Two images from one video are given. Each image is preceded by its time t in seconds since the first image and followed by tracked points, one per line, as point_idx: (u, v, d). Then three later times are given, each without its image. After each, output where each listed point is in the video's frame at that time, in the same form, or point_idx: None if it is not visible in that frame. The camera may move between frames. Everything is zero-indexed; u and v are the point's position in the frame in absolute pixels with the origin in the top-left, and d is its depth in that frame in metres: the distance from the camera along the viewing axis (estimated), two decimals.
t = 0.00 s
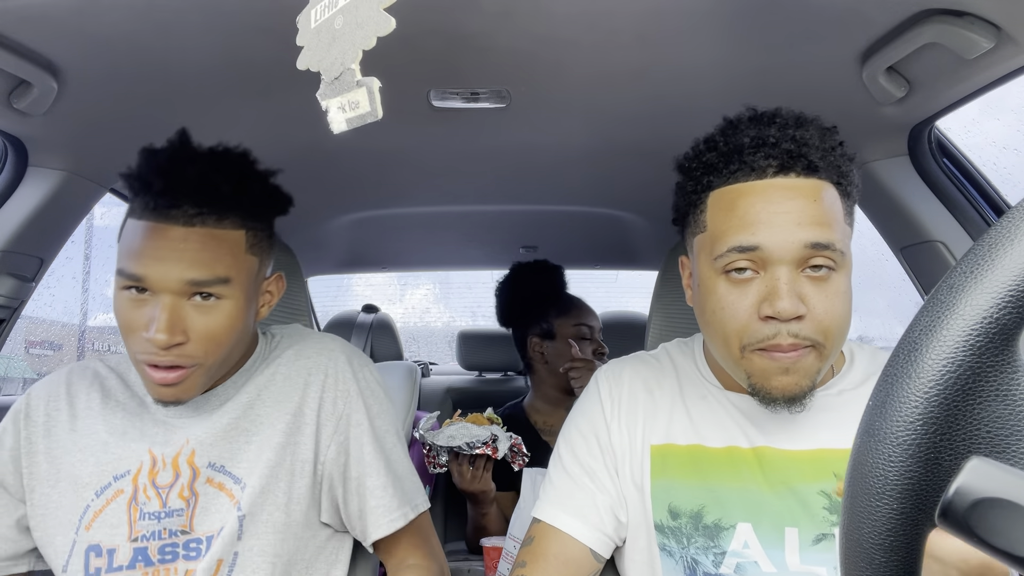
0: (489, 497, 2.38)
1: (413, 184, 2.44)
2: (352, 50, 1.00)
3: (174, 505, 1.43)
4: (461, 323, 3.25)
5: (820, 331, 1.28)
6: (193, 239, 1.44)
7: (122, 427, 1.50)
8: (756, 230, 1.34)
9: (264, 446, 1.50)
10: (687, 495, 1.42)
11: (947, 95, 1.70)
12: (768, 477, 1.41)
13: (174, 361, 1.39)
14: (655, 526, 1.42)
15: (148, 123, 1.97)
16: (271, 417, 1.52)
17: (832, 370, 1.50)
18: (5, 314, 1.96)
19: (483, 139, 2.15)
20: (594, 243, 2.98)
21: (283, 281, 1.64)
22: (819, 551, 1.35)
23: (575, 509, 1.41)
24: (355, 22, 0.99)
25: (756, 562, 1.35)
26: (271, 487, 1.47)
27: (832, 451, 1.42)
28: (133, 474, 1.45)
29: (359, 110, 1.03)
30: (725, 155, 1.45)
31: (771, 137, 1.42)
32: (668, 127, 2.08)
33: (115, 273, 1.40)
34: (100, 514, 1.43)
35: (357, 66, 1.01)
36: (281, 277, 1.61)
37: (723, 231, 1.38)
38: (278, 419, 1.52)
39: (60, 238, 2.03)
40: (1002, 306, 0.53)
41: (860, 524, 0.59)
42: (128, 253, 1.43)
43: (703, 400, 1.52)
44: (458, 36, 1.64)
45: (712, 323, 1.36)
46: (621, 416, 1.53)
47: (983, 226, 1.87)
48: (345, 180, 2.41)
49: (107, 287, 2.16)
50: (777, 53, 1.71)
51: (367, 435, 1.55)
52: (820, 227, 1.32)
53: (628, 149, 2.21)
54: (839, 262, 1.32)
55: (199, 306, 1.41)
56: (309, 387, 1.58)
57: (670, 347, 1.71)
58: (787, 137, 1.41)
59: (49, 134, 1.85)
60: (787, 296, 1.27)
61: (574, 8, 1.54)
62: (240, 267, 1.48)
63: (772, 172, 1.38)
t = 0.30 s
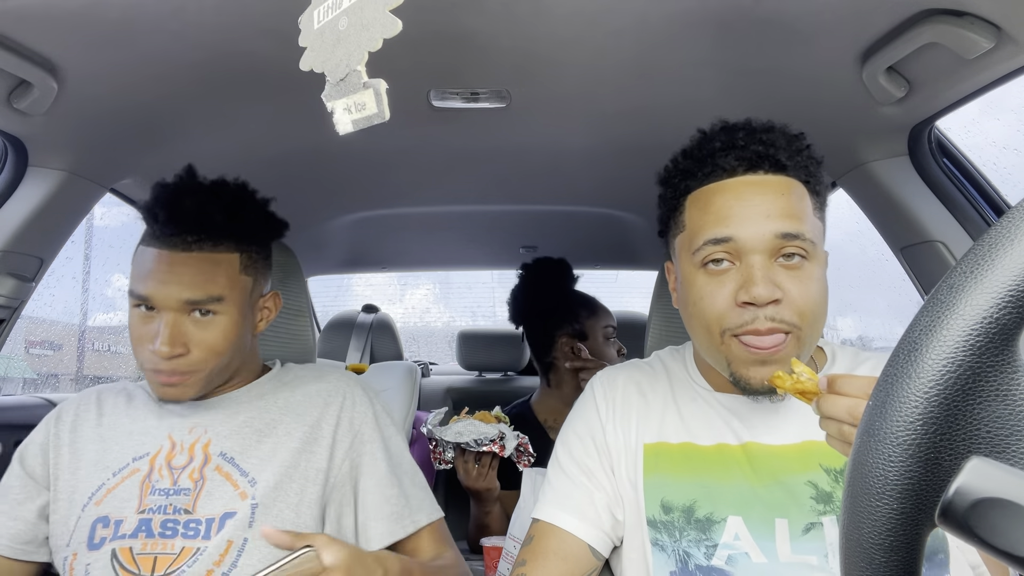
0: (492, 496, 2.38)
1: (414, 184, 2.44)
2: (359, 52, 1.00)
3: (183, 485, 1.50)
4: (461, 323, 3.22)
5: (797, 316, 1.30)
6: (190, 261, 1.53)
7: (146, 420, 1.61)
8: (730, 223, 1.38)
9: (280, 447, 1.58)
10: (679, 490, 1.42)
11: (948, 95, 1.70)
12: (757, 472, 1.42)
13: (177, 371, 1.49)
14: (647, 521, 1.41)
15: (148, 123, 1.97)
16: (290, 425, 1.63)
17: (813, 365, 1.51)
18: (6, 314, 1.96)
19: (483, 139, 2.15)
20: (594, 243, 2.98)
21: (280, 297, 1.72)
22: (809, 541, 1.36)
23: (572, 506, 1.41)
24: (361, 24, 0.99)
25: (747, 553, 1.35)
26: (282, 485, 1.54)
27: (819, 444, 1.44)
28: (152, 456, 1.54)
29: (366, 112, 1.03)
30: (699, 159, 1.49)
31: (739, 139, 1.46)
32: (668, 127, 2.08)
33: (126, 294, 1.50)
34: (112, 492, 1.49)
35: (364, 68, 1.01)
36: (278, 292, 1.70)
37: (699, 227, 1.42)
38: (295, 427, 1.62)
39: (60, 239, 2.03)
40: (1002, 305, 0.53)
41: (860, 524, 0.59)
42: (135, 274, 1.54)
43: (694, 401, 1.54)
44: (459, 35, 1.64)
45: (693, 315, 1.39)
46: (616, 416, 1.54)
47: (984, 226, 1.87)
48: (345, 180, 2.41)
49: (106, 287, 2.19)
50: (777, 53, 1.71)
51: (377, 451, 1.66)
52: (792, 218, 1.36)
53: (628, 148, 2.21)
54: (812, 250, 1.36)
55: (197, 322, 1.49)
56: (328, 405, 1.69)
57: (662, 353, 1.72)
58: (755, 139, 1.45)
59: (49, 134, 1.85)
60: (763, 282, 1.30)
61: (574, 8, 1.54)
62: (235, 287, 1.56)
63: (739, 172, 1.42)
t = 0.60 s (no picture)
0: (494, 497, 2.37)
1: (413, 184, 2.44)
2: (362, 54, 1.00)
3: (197, 492, 1.55)
4: (461, 323, 3.22)
5: (786, 303, 1.33)
6: (216, 244, 1.64)
7: (159, 421, 1.67)
8: (719, 216, 1.42)
9: (298, 463, 1.64)
10: (677, 486, 1.42)
11: (948, 95, 1.70)
12: (755, 468, 1.43)
13: (196, 352, 1.54)
14: (647, 518, 1.41)
15: (149, 123, 1.97)
16: (309, 441, 1.68)
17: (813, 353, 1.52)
18: (6, 314, 1.95)
19: (483, 139, 2.15)
20: (594, 243, 2.98)
21: (303, 294, 1.82)
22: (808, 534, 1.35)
23: (571, 505, 1.41)
24: (363, 26, 0.99)
25: (746, 548, 1.34)
26: (300, 501, 1.60)
27: (815, 439, 1.45)
28: (170, 464, 1.59)
29: (371, 114, 1.04)
30: (691, 160, 1.54)
31: (729, 138, 1.51)
32: (668, 127, 2.08)
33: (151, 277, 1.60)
34: (126, 493, 1.55)
35: (368, 71, 1.01)
36: (302, 288, 1.79)
37: (690, 222, 1.47)
38: (313, 442, 1.68)
39: (61, 238, 2.03)
40: (1002, 305, 0.53)
41: (860, 523, 0.59)
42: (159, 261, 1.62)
43: (691, 401, 1.55)
44: (460, 36, 1.64)
45: (685, 306, 1.42)
46: (616, 416, 1.54)
47: (984, 226, 1.86)
48: (345, 180, 2.41)
49: (106, 287, 2.23)
50: (777, 53, 1.71)
51: (398, 469, 1.73)
52: (780, 211, 1.40)
53: (628, 149, 2.21)
54: (799, 242, 1.39)
55: (220, 304, 1.58)
56: (347, 421, 1.75)
57: (661, 355, 1.73)
58: (744, 138, 1.50)
59: (49, 134, 1.85)
60: (751, 272, 1.34)
61: (575, 8, 1.54)
62: (258, 272, 1.66)
63: (728, 168, 1.47)
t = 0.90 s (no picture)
0: (494, 498, 2.37)
1: (413, 184, 2.44)
2: (363, 54, 1.00)
3: (210, 505, 1.56)
4: (461, 323, 3.22)
5: (831, 306, 1.38)
6: (269, 254, 1.63)
7: (169, 424, 1.66)
8: (770, 216, 1.45)
9: (315, 481, 1.65)
10: (677, 485, 1.42)
11: (948, 95, 1.70)
12: (753, 465, 1.44)
13: (238, 362, 1.54)
14: (647, 517, 1.41)
15: (149, 123, 1.97)
16: (325, 458, 1.69)
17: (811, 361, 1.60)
18: (5, 314, 1.95)
19: (484, 139, 2.15)
20: (594, 243, 2.98)
21: (334, 301, 1.85)
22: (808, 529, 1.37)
23: (571, 505, 1.41)
24: (364, 26, 0.99)
25: (747, 545, 1.34)
26: (314, 521, 1.61)
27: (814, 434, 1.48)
28: (181, 472, 1.59)
29: (371, 114, 1.03)
30: (732, 155, 1.58)
31: (774, 139, 1.57)
32: (668, 127, 2.08)
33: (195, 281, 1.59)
34: (136, 502, 1.55)
35: (368, 70, 1.01)
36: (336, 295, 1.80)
37: (738, 219, 1.49)
38: (328, 459, 1.69)
39: (61, 239, 2.03)
40: (1002, 305, 0.53)
41: (860, 524, 0.59)
42: (207, 267, 1.61)
43: (691, 400, 1.56)
44: (460, 36, 1.64)
45: (725, 301, 1.44)
46: (616, 416, 1.53)
47: (983, 226, 1.86)
48: (345, 180, 2.41)
49: (106, 287, 2.22)
50: (777, 53, 1.71)
51: (411, 488, 1.74)
52: (824, 216, 1.45)
53: (628, 149, 2.21)
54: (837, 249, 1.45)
55: (267, 315, 1.58)
56: (363, 438, 1.75)
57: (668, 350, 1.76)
58: (784, 141, 1.56)
59: (49, 134, 1.85)
60: (804, 273, 1.37)
61: (574, 8, 1.54)
62: (307, 286, 1.66)
63: (773, 167, 1.53)
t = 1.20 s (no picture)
0: (488, 494, 2.37)
1: (413, 184, 2.44)
2: (364, 54, 1.00)
3: (216, 505, 1.56)
4: (461, 323, 3.24)
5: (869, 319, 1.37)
6: (322, 267, 1.69)
7: (176, 424, 1.66)
8: (823, 220, 1.44)
9: (320, 481, 1.66)
10: (694, 487, 1.42)
11: (948, 95, 1.70)
12: (774, 466, 1.43)
13: (288, 371, 1.59)
14: (663, 520, 1.41)
15: (148, 123, 1.97)
16: (331, 459, 1.70)
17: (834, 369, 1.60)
18: (5, 314, 1.95)
19: (484, 139, 2.15)
20: (595, 243, 2.98)
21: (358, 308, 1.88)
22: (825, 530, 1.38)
23: (582, 507, 1.42)
24: (366, 26, 0.99)
25: (762, 549, 1.35)
26: (319, 521, 1.61)
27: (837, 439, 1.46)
28: (188, 472, 1.59)
29: (372, 114, 1.04)
30: (796, 150, 1.56)
31: (841, 142, 1.54)
32: (667, 127, 2.08)
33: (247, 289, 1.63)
34: (143, 501, 1.55)
35: (370, 71, 1.01)
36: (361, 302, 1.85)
37: (793, 218, 1.47)
38: (335, 460, 1.70)
39: (60, 239, 2.03)
40: (1002, 305, 0.53)
41: (860, 524, 0.59)
42: (261, 274, 1.67)
43: (708, 400, 1.55)
44: (459, 36, 1.64)
45: (764, 300, 1.44)
46: (629, 416, 1.54)
47: (984, 226, 1.86)
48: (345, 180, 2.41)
49: (106, 287, 2.24)
50: (777, 53, 1.71)
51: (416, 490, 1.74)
52: (877, 227, 1.43)
53: (628, 148, 2.21)
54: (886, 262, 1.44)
55: (316, 327, 1.63)
56: (369, 439, 1.76)
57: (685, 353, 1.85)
58: (849, 146, 1.54)
59: (49, 133, 1.85)
60: (849, 283, 1.37)
61: (574, 8, 1.54)
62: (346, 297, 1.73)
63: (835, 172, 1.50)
